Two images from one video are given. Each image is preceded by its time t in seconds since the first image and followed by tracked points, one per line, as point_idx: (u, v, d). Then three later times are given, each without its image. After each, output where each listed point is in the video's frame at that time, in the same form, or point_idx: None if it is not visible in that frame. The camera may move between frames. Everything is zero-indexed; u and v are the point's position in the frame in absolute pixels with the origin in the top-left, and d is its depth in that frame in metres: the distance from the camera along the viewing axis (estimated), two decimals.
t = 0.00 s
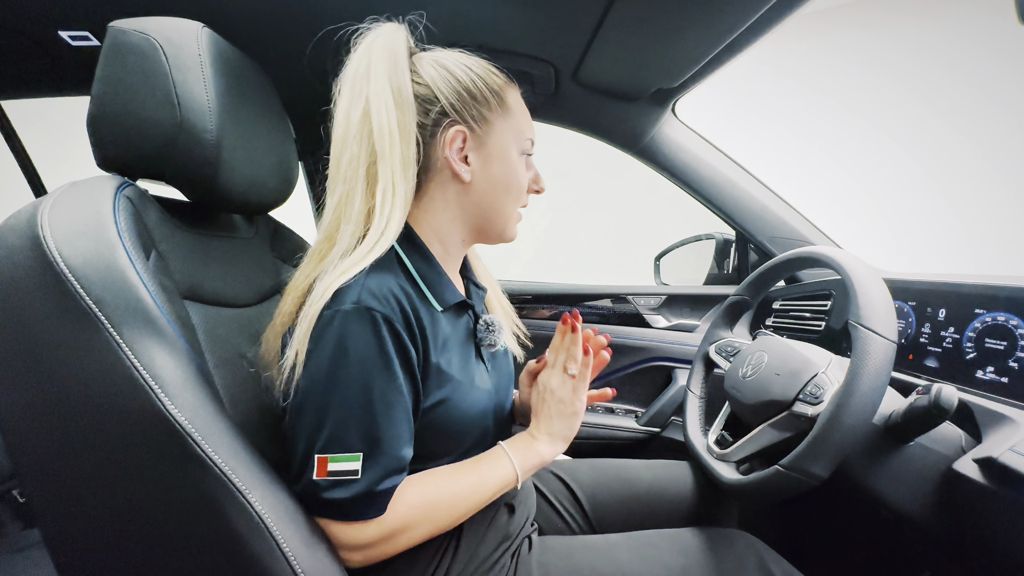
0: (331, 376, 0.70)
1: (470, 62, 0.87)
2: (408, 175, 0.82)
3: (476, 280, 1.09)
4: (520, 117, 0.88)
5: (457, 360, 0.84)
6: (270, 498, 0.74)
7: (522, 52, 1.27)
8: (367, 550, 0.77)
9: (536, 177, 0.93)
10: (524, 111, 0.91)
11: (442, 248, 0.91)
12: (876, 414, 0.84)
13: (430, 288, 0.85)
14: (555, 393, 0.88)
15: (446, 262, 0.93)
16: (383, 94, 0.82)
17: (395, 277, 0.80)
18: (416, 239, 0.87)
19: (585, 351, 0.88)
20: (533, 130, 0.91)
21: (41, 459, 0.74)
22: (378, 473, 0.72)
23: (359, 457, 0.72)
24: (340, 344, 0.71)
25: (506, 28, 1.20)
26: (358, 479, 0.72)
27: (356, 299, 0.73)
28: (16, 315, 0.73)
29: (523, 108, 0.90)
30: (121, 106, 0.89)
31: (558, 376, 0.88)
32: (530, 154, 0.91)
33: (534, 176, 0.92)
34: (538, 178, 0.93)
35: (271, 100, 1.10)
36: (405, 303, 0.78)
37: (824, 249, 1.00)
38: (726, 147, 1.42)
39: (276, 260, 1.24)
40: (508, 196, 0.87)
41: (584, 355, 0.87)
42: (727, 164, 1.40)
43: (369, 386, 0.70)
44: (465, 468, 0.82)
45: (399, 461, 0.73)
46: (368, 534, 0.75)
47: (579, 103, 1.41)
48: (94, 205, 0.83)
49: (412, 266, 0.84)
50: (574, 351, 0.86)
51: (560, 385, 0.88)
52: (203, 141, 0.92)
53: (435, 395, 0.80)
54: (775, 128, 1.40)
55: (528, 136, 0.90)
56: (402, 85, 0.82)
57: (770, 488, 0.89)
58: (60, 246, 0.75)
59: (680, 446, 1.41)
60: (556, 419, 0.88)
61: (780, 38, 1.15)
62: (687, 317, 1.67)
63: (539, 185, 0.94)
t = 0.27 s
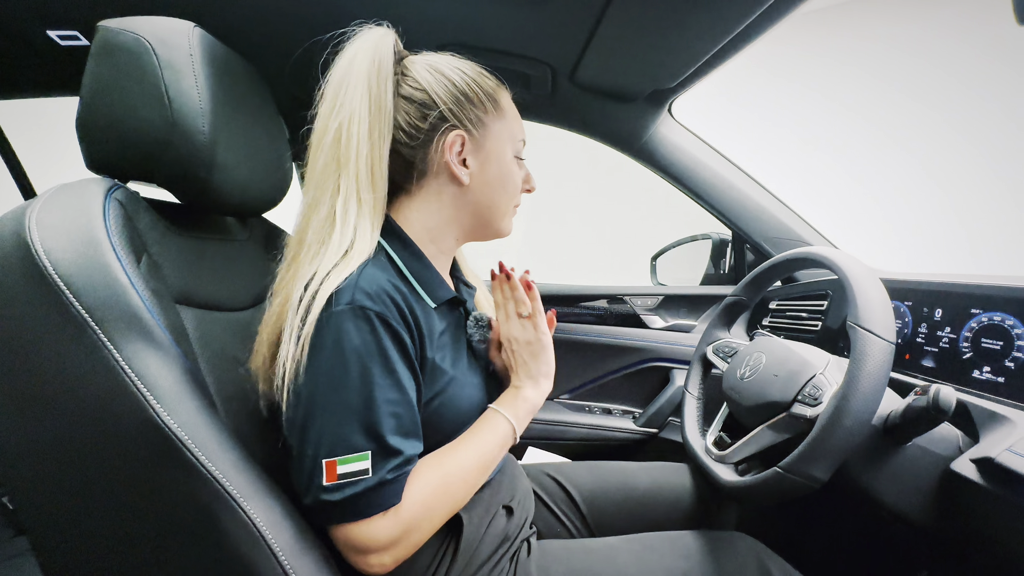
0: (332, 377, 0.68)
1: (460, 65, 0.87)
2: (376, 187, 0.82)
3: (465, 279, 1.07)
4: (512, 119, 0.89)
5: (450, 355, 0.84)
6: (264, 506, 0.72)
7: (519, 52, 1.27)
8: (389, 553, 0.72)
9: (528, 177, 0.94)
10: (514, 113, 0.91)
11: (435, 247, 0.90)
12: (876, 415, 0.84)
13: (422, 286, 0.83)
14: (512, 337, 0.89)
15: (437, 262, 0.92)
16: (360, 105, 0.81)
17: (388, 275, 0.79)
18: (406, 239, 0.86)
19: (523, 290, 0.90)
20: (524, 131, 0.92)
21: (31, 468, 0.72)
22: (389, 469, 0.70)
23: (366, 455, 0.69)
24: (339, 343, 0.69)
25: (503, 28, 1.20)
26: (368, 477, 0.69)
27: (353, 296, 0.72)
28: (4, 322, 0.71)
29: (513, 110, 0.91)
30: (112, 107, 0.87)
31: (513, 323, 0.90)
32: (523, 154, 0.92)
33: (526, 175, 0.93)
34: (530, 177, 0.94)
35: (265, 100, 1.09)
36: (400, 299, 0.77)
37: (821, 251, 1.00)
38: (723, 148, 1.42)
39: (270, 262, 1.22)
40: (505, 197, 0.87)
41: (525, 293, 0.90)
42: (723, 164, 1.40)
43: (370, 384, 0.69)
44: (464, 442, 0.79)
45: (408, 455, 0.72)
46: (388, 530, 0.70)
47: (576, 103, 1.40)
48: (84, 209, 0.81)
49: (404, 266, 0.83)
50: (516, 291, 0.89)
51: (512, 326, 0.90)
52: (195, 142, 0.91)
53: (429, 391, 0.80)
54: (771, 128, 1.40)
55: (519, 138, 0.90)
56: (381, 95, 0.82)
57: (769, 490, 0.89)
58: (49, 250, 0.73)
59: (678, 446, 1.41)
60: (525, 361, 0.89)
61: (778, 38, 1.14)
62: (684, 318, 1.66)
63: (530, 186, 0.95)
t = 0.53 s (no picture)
0: (324, 374, 0.68)
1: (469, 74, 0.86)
2: (411, 191, 0.80)
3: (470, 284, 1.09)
4: (525, 124, 0.88)
5: (454, 359, 0.83)
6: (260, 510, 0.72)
7: (515, 51, 1.26)
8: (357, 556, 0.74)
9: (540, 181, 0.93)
10: (526, 116, 0.90)
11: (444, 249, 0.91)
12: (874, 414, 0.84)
13: (429, 285, 0.84)
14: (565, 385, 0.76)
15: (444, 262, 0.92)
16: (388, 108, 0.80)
17: (393, 275, 0.78)
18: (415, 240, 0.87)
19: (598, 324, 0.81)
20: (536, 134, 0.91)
21: (22, 473, 0.71)
22: (364, 472, 0.69)
23: (345, 456, 0.69)
24: (332, 340, 0.69)
25: (499, 27, 1.19)
26: (340, 477, 0.69)
27: (354, 294, 0.71)
28: None
29: (524, 114, 0.90)
30: (103, 106, 0.86)
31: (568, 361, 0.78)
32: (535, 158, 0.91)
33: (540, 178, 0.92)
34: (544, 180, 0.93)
35: (259, 99, 1.08)
36: (404, 301, 0.77)
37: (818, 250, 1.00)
38: (720, 147, 1.41)
39: (265, 262, 1.21)
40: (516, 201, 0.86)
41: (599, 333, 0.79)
42: (720, 163, 1.41)
43: (361, 384, 0.68)
44: (454, 472, 0.77)
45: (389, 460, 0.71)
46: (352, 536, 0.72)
47: (572, 102, 1.40)
48: (74, 209, 0.80)
49: (412, 266, 0.84)
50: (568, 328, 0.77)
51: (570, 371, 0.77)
52: (188, 142, 0.90)
53: (426, 394, 0.79)
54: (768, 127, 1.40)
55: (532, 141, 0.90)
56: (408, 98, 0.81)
57: (768, 490, 0.89)
58: (38, 252, 0.72)
59: (675, 445, 1.41)
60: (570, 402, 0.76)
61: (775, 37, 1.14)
62: (681, 317, 1.66)
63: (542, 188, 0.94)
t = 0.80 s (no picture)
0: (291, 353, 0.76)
1: (403, 78, 0.90)
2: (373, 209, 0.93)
3: (491, 281, 1.08)
4: (437, 101, 0.83)
5: (447, 357, 0.83)
6: (257, 512, 0.71)
7: (512, 50, 1.25)
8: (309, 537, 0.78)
9: (483, 151, 0.82)
10: (450, 90, 0.83)
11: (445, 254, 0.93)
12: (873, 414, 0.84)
13: (429, 279, 0.87)
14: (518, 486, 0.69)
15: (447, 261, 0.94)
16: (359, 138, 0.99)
17: (381, 274, 0.82)
18: (420, 238, 0.90)
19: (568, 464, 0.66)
20: (463, 103, 0.82)
21: (15, 477, 0.70)
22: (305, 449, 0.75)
23: (293, 427, 0.77)
24: (303, 324, 0.76)
25: (497, 26, 1.18)
26: (288, 446, 0.77)
27: (332, 286, 0.77)
28: None
29: (446, 88, 0.84)
30: (96, 105, 0.85)
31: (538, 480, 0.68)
32: (465, 131, 0.82)
33: (478, 149, 0.82)
34: (487, 149, 0.82)
35: (254, 98, 1.07)
36: (389, 298, 0.80)
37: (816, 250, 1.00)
38: (718, 146, 1.41)
39: (261, 262, 1.20)
40: (442, 184, 0.81)
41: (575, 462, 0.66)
42: (717, 163, 1.40)
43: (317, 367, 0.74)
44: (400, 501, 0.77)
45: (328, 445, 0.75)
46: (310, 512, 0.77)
47: (570, 101, 1.39)
48: (66, 208, 0.79)
49: (412, 259, 0.88)
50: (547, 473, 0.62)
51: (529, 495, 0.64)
52: (181, 140, 0.88)
53: (413, 390, 0.80)
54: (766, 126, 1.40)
55: (452, 113, 0.82)
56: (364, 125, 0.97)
57: (766, 490, 0.89)
58: (29, 253, 0.71)
59: (673, 445, 1.42)
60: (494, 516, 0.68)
61: (775, 36, 1.14)
62: (679, 317, 1.66)
63: (490, 158, 0.81)
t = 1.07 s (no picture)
0: (279, 347, 0.78)
1: (385, 85, 0.89)
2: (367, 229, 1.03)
3: (477, 282, 1.09)
4: (406, 115, 0.82)
5: (426, 354, 0.85)
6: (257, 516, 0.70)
7: (512, 50, 1.24)
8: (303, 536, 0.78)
9: (446, 169, 0.81)
10: (419, 103, 0.82)
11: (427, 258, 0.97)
12: (873, 417, 0.84)
13: (411, 281, 0.90)
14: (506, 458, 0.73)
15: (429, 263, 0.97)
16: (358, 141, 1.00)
17: (360, 273, 0.86)
18: (400, 238, 0.95)
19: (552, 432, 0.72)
20: (428, 119, 0.80)
21: (12, 482, 0.69)
22: (300, 446, 0.76)
23: (287, 423, 0.77)
24: (289, 318, 0.79)
25: (496, 26, 1.17)
26: (285, 443, 0.77)
27: (315, 283, 0.81)
28: None
29: (416, 102, 0.82)
30: (91, 106, 0.84)
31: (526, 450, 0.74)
32: (431, 147, 0.81)
33: (442, 167, 0.81)
34: (450, 167, 0.80)
35: (250, 98, 1.05)
36: (368, 295, 0.83)
37: (815, 252, 1.00)
38: (717, 147, 1.41)
39: (258, 263, 1.19)
40: (408, 200, 0.83)
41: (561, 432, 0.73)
42: (717, 164, 1.40)
43: (306, 361, 0.76)
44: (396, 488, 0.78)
45: (320, 437, 0.77)
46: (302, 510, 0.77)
47: (569, 101, 1.39)
48: (61, 210, 0.78)
49: (391, 258, 0.92)
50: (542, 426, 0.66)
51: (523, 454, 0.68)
52: (177, 141, 0.87)
53: (391, 386, 0.82)
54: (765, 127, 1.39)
55: (417, 129, 0.81)
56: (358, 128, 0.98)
57: (766, 493, 0.89)
58: (23, 257, 0.70)
59: (671, 446, 1.42)
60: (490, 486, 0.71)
61: (775, 37, 1.14)
62: (677, 317, 1.66)
63: (451, 177, 0.80)
